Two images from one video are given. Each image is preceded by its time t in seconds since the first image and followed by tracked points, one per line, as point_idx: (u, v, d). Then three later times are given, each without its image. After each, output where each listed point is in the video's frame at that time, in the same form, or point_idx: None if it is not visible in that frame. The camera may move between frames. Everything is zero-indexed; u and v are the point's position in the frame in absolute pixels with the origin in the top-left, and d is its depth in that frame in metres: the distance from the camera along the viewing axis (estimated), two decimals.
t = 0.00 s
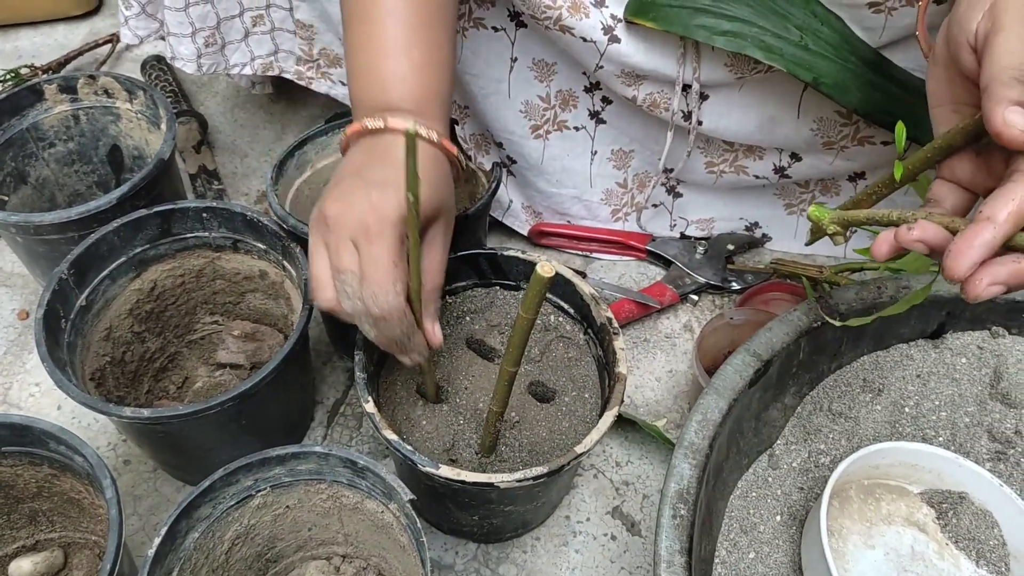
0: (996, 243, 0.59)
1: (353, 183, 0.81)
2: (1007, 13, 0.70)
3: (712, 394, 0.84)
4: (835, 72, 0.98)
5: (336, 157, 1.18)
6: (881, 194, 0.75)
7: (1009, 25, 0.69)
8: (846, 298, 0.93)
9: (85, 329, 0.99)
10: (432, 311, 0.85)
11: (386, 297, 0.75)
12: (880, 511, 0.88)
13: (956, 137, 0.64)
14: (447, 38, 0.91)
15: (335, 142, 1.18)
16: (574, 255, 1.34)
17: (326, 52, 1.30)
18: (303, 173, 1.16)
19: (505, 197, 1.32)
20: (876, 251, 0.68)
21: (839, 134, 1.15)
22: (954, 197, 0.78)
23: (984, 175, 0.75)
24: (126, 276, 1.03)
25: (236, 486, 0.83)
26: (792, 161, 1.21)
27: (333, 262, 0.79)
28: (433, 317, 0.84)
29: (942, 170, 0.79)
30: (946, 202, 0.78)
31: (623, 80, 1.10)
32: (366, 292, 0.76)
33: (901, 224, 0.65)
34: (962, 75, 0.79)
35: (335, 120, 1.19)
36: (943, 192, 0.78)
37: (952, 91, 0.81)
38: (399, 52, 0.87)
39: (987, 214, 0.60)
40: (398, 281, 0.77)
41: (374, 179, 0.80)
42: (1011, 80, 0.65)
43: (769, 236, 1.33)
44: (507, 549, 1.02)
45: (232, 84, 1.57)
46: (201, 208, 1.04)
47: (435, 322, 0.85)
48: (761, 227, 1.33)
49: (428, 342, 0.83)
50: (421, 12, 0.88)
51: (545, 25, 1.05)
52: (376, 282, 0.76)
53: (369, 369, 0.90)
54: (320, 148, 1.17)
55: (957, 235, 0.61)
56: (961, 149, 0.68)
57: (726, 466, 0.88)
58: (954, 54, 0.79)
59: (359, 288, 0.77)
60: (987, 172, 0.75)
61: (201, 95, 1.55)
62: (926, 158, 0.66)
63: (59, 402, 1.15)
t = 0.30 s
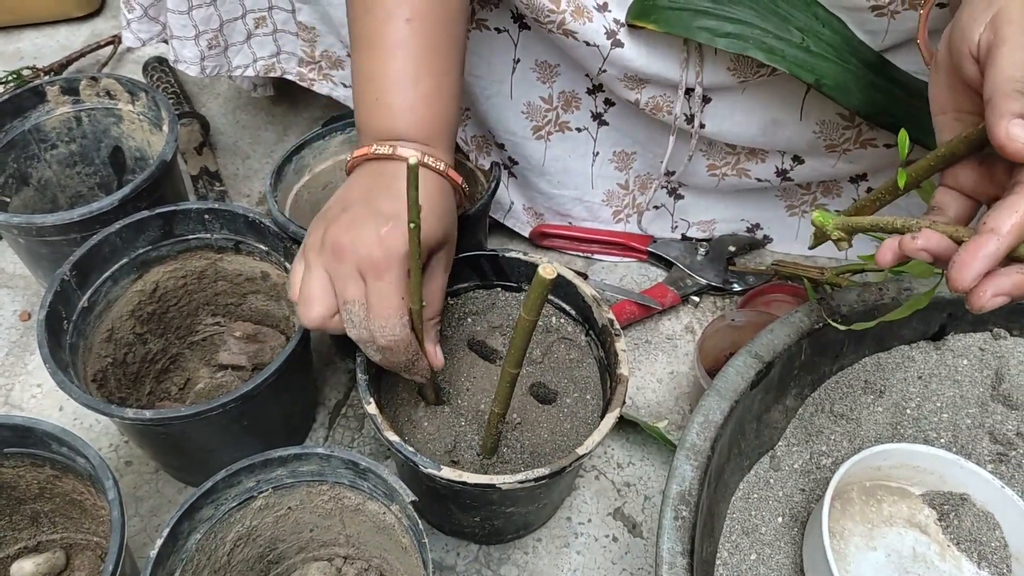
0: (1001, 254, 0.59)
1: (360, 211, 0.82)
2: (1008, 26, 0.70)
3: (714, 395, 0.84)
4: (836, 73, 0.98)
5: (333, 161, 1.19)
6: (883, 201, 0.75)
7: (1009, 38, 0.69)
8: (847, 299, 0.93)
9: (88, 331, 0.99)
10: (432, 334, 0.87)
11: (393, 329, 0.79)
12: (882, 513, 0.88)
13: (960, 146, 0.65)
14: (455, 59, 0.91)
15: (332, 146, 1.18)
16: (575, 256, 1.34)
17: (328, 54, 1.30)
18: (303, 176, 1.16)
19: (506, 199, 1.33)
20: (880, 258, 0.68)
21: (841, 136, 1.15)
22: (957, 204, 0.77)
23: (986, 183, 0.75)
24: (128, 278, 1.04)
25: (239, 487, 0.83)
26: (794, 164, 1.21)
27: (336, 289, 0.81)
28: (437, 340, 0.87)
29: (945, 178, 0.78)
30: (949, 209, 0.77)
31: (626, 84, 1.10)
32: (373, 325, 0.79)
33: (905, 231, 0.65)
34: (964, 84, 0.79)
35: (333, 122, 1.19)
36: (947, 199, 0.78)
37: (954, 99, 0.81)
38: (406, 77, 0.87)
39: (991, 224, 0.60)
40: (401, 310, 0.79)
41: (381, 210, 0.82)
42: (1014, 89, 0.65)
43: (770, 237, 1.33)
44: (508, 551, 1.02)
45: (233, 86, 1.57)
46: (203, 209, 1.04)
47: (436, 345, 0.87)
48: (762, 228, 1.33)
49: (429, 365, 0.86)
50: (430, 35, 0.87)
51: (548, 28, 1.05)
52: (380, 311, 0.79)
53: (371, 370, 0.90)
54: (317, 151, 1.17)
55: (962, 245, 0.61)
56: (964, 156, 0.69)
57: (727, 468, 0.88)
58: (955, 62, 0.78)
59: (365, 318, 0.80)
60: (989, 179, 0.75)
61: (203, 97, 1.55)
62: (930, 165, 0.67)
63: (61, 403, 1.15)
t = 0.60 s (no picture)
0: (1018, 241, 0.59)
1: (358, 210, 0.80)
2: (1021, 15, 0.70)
3: (716, 396, 0.84)
4: (838, 71, 0.97)
5: (337, 159, 1.19)
6: (893, 193, 0.75)
7: None
8: (849, 301, 0.92)
9: (88, 331, 0.99)
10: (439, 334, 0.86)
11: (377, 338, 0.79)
12: (884, 514, 0.88)
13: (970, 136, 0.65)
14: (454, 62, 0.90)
15: (338, 143, 1.18)
16: (576, 257, 1.34)
17: (330, 54, 1.30)
18: (306, 175, 1.16)
19: (507, 199, 1.33)
20: (893, 249, 0.67)
21: (845, 136, 1.15)
22: (970, 194, 0.77)
23: (1001, 173, 0.75)
24: (128, 278, 1.03)
25: (239, 487, 0.83)
26: (797, 164, 1.21)
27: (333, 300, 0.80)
28: (445, 338, 0.85)
29: (957, 168, 0.78)
30: (964, 199, 0.77)
31: (629, 83, 1.10)
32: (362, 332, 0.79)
33: (918, 221, 0.65)
34: (977, 73, 0.79)
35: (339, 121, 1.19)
36: (960, 190, 0.77)
37: (966, 89, 0.81)
38: (406, 78, 0.86)
39: (1007, 213, 0.60)
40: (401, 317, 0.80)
41: (378, 207, 0.79)
42: None
43: (772, 237, 1.33)
44: (509, 552, 1.02)
45: (234, 86, 1.57)
46: (204, 209, 1.04)
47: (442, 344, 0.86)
48: (763, 229, 1.33)
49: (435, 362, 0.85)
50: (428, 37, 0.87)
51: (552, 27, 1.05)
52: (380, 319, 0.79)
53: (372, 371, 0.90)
54: (322, 149, 1.17)
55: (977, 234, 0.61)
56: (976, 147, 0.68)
57: (729, 469, 0.88)
58: (969, 52, 0.78)
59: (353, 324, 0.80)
60: (1004, 169, 0.75)
61: (204, 97, 1.55)
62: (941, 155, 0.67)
63: (61, 403, 1.15)
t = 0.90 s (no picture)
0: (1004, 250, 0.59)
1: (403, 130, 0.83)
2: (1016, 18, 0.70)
3: (715, 396, 0.84)
4: (838, 71, 0.98)
5: (336, 160, 1.18)
6: (884, 197, 0.75)
7: (1017, 33, 0.68)
8: (848, 301, 0.92)
9: (87, 331, 0.99)
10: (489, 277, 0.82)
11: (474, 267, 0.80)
12: (884, 515, 0.88)
13: (959, 143, 0.64)
14: None
15: (335, 146, 1.17)
16: (575, 257, 1.34)
17: (330, 52, 1.32)
18: (305, 176, 1.15)
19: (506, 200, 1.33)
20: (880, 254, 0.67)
21: (839, 129, 1.15)
22: (960, 202, 0.78)
23: (992, 180, 0.76)
24: (127, 278, 1.03)
25: (238, 488, 0.83)
26: (792, 158, 1.20)
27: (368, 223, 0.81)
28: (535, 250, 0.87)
29: (948, 174, 0.79)
30: (953, 206, 0.78)
31: (626, 61, 1.10)
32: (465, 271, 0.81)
33: (908, 226, 0.64)
34: (969, 80, 0.79)
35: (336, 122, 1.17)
36: (950, 195, 0.78)
37: (958, 94, 0.81)
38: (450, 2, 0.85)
39: (995, 221, 0.60)
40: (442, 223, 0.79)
41: (456, 133, 0.81)
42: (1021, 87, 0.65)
43: (771, 238, 1.33)
44: (508, 552, 1.01)
45: (234, 86, 1.57)
46: (203, 210, 1.04)
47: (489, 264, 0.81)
48: (762, 230, 1.32)
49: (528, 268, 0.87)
50: None
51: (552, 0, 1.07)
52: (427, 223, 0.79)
53: (371, 371, 0.90)
54: (321, 150, 1.16)
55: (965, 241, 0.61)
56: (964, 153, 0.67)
57: (728, 469, 0.88)
58: (960, 60, 0.79)
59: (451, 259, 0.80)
60: (994, 174, 0.76)
61: (204, 97, 1.55)
62: (931, 162, 0.66)
63: (61, 404, 1.15)
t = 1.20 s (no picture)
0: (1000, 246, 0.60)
1: (424, 186, 0.92)
2: (1006, 19, 0.70)
3: (713, 398, 0.84)
4: (835, 74, 0.98)
5: (331, 164, 1.18)
6: (883, 195, 0.75)
7: (1007, 30, 0.69)
8: (847, 302, 0.92)
9: (87, 334, 0.99)
10: (487, 331, 0.93)
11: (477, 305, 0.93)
12: (883, 516, 0.88)
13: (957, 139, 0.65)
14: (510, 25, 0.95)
15: (331, 148, 1.17)
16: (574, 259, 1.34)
17: (329, 56, 1.32)
18: (300, 182, 1.15)
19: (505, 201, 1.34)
20: (880, 252, 0.68)
21: (842, 134, 1.15)
22: (958, 199, 0.78)
23: (986, 177, 0.76)
24: (127, 281, 1.04)
25: (238, 490, 0.83)
26: (795, 161, 1.21)
27: (374, 261, 0.91)
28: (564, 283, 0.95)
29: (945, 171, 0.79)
30: (949, 203, 0.78)
31: (627, 77, 1.11)
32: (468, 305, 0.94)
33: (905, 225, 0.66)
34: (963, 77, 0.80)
35: (330, 126, 1.17)
36: (947, 193, 0.79)
37: (952, 91, 0.81)
38: (469, 55, 0.91)
39: (988, 218, 0.61)
40: (446, 276, 0.90)
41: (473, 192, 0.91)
42: (1012, 84, 0.65)
43: (771, 239, 1.33)
44: (508, 554, 1.02)
45: (233, 89, 1.57)
46: (202, 212, 1.04)
47: (490, 318, 0.94)
48: (762, 230, 1.32)
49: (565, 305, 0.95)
50: (490, 49, 0.92)
51: (550, 25, 1.08)
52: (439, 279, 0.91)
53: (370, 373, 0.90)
54: (316, 155, 1.16)
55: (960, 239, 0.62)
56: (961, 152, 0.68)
57: (727, 471, 0.88)
58: (953, 59, 0.79)
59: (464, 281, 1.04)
60: (988, 171, 0.75)
61: (203, 100, 1.55)
62: (927, 161, 0.66)
63: (61, 407, 1.15)
